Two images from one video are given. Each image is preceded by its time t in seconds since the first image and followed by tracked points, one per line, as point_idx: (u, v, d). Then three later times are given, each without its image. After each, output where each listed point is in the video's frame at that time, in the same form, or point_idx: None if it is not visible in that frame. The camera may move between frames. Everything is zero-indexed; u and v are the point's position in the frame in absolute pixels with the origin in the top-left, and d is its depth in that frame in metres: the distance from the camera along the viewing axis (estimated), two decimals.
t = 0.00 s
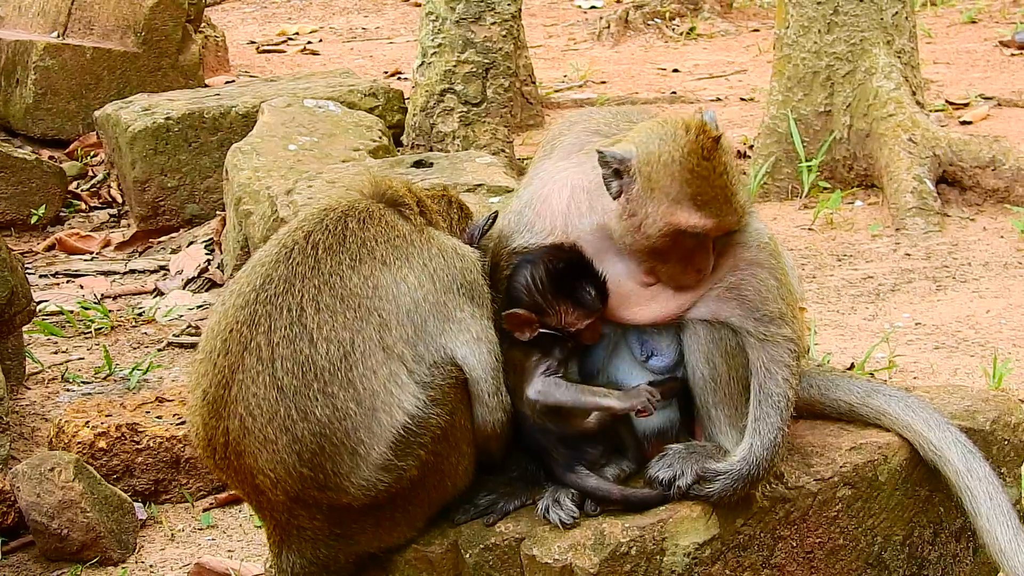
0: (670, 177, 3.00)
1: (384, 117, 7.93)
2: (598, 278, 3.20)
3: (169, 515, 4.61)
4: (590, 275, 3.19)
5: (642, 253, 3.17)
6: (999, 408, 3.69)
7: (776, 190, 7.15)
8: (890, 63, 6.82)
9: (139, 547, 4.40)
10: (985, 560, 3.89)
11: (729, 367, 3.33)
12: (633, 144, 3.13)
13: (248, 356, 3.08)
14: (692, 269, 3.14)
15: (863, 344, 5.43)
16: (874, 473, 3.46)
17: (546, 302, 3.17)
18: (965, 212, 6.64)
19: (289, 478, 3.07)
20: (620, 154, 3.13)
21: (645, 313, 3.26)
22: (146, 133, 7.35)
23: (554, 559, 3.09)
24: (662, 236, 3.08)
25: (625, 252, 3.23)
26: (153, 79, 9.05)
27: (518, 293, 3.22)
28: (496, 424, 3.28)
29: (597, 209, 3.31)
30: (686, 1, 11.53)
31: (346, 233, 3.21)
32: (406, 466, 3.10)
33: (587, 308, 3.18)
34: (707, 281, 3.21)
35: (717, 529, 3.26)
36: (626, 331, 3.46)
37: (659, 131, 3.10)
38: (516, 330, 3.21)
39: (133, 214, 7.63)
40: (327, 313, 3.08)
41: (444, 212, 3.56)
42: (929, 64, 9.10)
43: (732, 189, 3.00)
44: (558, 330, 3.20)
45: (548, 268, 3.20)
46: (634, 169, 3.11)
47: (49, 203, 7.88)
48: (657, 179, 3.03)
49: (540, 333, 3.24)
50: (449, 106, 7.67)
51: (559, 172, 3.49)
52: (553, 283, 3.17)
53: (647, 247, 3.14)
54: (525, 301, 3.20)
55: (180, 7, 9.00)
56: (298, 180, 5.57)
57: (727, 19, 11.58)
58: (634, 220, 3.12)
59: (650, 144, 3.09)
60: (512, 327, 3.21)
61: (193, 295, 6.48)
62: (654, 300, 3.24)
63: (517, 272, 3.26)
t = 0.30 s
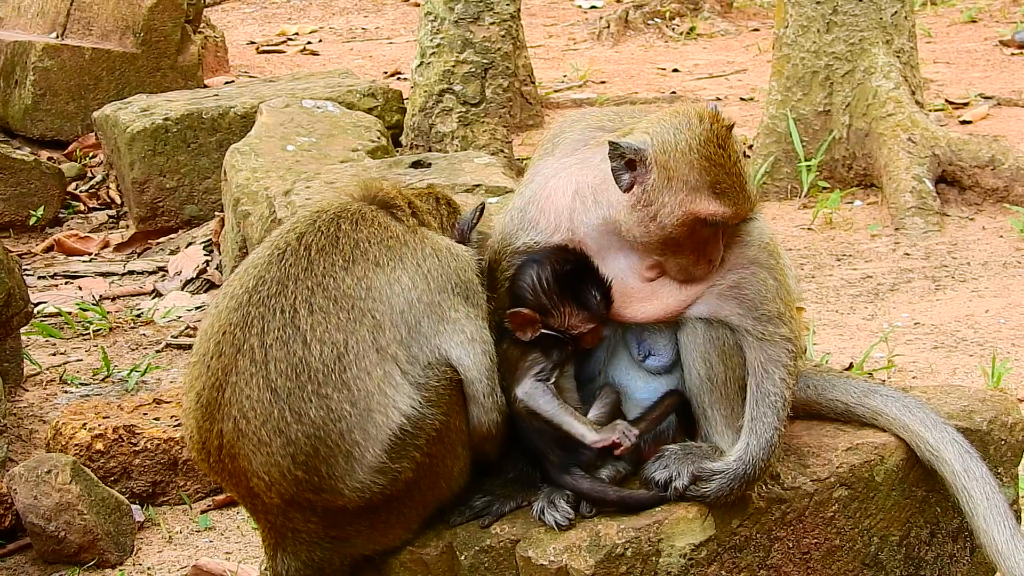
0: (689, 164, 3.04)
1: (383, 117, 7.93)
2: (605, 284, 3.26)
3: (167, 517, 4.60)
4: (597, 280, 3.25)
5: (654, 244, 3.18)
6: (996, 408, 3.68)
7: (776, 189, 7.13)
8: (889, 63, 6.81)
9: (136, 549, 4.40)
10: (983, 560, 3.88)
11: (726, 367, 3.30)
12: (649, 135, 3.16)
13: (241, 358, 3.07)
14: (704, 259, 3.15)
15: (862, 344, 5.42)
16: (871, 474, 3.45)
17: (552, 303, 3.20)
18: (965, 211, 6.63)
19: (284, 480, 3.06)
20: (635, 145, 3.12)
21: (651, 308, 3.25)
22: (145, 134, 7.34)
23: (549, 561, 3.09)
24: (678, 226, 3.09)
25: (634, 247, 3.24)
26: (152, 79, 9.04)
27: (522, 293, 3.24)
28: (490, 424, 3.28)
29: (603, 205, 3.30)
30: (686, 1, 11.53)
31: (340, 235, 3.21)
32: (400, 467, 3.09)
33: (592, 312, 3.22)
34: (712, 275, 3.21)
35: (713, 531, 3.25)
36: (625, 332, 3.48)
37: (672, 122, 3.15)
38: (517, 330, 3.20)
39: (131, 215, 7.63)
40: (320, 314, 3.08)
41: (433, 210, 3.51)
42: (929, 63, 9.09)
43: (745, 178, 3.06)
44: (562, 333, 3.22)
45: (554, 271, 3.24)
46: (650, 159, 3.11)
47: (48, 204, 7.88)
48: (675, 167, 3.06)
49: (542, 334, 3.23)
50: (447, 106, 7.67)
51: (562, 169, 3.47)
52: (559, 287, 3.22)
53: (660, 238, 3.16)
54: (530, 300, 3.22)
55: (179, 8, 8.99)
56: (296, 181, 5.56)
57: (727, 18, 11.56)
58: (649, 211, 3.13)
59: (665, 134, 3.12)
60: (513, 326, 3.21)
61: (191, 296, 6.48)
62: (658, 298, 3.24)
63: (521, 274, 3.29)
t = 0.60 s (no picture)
0: (674, 171, 3.03)
1: (382, 118, 7.93)
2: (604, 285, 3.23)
3: (165, 520, 4.60)
4: (595, 282, 3.23)
5: (637, 248, 3.18)
6: (992, 406, 3.67)
7: (775, 188, 7.12)
8: (888, 61, 6.80)
9: (135, 552, 4.40)
10: (980, 559, 3.87)
11: (721, 367, 3.29)
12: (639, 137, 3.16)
13: (233, 360, 3.09)
14: (685, 265, 3.15)
15: (861, 342, 5.41)
16: (867, 473, 3.44)
17: (551, 305, 3.19)
18: (964, 209, 6.61)
19: (277, 482, 3.06)
20: (623, 146, 3.14)
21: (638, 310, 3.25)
22: (143, 136, 7.35)
23: (545, 562, 3.08)
24: (661, 231, 3.09)
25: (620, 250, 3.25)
26: (151, 82, 9.05)
27: (520, 295, 3.24)
28: (485, 423, 3.32)
29: (593, 205, 3.30)
30: None
31: (325, 234, 3.26)
32: (395, 468, 3.10)
33: (591, 314, 3.21)
34: (703, 275, 3.21)
35: (709, 531, 3.25)
36: (618, 332, 3.46)
37: (664, 126, 3.15)
38: (516, 331, 3.24)
39: (131, 218, 7.64)
40: (310, 312, 3.11)
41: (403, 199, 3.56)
42: (928, 61, 9.07)
43: (732, 188, 3.02)
44: (560, 335, 3.21)
45: (552, 272, 3.23)
46: (637, 163, 3.12)
47: (47, 207, 7.88)
48: (660, 172, 3.05)
49: (540, 336, 3.25)
50: (446, 106, 7.66)
51: (555, 168, 3.48)
52: (558, 289, 3.20)
53: (643, 243, 3.15)
54: (528, 303, 3.22)
55: (178, 10, 8.99)
56: (294, 182, 5.56)
57: (727, 17, 11.54)
58: (634, 214, 3.13)
59: (656, 137, 3.12)
60: (512, 327, 3.24)
61: (190, 299, 6.49)
62: (648, 300, 3.24)
63: (518, 275, 3.28)
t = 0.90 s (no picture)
0: (659, 177, 3.04)
1: (378, 118, 7.92)
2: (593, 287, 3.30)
3: (161, 521, 4.59)
4: (586, 284, 3.31)
5: (625, 251, 3.18)
6: (987, 405, 3.66)
7: (772, 187, 7.12)
8: (885, 59, 6.80)
9: (131, 554, 4.39)
10: (976, 558, 3.86)
11: (715, 367, 3.29)
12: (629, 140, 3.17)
13: (223, 359, 3.09)
14: (672, 269, 3.15)
15: (858, 341, 5.41)
16: (862, 473, 3.43)
17: (541, 309, 3.29)
18: (961, 208, 6.61)
19: (271, 482, 3.05)
20: (611, 149, 3.15)
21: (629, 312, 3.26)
22: (139, 137, 7.35)
23: (540, 562, 3.06)
24: (645, 235, 3.10)
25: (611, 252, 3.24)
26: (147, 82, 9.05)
27: (510, 298, 3.33)
28: (478, 413, 3.33)
29: (583, 208, 3.28)
30: None
31: (307, 230, 3.28)
32: (388, 466, 3.09)
33: (580, 318, 3.31)
34: (695, 276, 3.21)
35: (703, 531, 3.24)
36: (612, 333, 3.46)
37: (654, 130, 3.16)
38: (505, 334, 3.26)
39: (127, 219, 7.64)
40: (298, 305, 3.12)
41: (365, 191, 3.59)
42: (925, 60, 9.07)
43: (719, 195, 3.01)
44: (551, 339, 3.30)
45: (541, 275, 3.32)
46: (625, 167, 3.13)
47: (43, 208, 7.88)
48: (646, 177, 3.07)
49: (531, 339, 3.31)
50: (443, 106, 7.65)
51: (547, 168, 3.48)
52: (548, 292, 3.30)
53: (630, 247, 3.16)
54: (518, 305, 3.31)
55: (174, 10, 8.98)
56: (291, 182, 5.56)
57: (724, 15, 11.53)
58: (621, 218, 3.14)
59: (646, 142, 3.13)
60: (501, 330, 3.27)
61: (187, 299, 6.48)
62: (641, 303, 3.24)
63: (507, 277, 3.36)
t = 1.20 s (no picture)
0: (650, 172, 3.03)
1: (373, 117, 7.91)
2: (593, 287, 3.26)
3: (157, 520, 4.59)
4: (585, 284, 3.27)
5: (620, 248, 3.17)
6: (983, 404, 3.66)
7: (767, 187, 7.12)
8: (880, 59, 6.81)
9: (127, 552, 4.38)
10: (972, 557, 3.87)
11: (712, 367, 3.28)
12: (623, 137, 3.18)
13: (219, 359, 3.09)
14: (665, 266, 3.14)
15: (854, 340, 5.41)
16: (857, 472, 3.43)
17: (541, 309, 3.23)
18: (957, 207, 6.62)
19: (268, 481, 3.05)
20: (605, 145, 3.17)
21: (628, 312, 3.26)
22: (135, 136, 7.34)
23: (536, 562, 3.07)
24: (638, 231, 3.09)
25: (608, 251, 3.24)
26: (143, 81, 9.04)
27: (509, 297, 3.27)
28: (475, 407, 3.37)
29: (581, 207, 3.30)
30: None
31: (298, 229, 3.29)
32: (384, 465, 3.09)
33: (580, 318, 3.25)
34: (692, 276, 3.21)
35: (699, 530, 3.24)
36: (610, 333, 3.47)
37: (649, 126, 3.15)
38: (505, 334, 3.25)
39: (123, 217, 7.63)
40: (293, 304, 3.13)
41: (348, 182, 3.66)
42: (921, 59, 9.07)
43: (712, 191, 2.99)
44: (549, 338, 3.25)
45: (540, 276, 3.27)
46: (618, 163, 3.14)
47: (39, 207, 7.87)
48: (637, 172, 3.07)
49: (530, 339, 3.28)
50: (439, 105, 7.66)
51: (546, 168, 3.49)
52: (547, 293, 3.24)
53: (624, 244, 3.15)
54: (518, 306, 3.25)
55: (169, 9, 8.97)
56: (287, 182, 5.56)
57: (720, 15, 11.53)
58: (613, 215, 3.14)
59: (641, 138, 3.12)
60: (501, 331, 3.25)
61: (183, 298, 6.48)
62: (639, 303, 3.25)
63: (507, 279, 3.32)
